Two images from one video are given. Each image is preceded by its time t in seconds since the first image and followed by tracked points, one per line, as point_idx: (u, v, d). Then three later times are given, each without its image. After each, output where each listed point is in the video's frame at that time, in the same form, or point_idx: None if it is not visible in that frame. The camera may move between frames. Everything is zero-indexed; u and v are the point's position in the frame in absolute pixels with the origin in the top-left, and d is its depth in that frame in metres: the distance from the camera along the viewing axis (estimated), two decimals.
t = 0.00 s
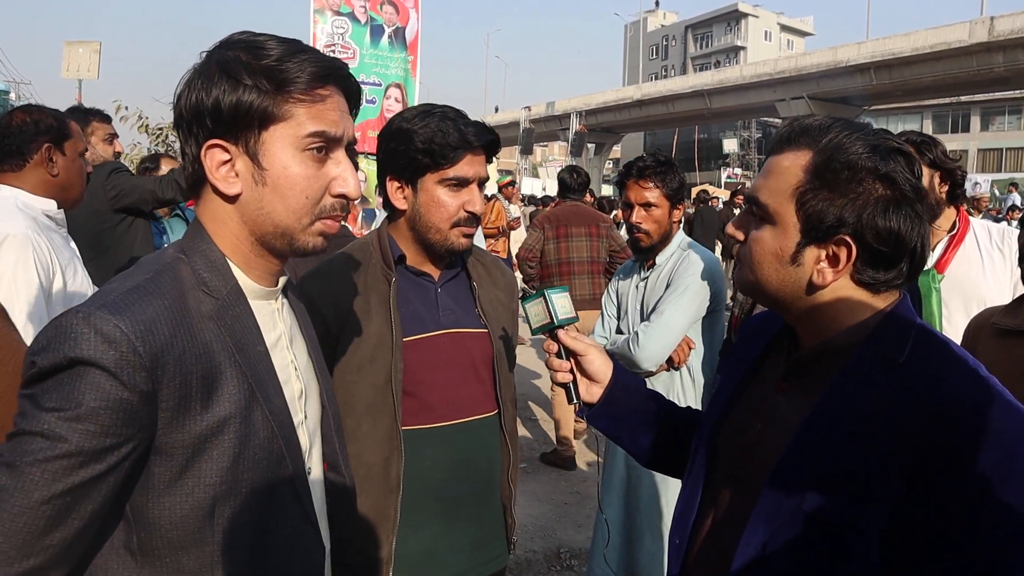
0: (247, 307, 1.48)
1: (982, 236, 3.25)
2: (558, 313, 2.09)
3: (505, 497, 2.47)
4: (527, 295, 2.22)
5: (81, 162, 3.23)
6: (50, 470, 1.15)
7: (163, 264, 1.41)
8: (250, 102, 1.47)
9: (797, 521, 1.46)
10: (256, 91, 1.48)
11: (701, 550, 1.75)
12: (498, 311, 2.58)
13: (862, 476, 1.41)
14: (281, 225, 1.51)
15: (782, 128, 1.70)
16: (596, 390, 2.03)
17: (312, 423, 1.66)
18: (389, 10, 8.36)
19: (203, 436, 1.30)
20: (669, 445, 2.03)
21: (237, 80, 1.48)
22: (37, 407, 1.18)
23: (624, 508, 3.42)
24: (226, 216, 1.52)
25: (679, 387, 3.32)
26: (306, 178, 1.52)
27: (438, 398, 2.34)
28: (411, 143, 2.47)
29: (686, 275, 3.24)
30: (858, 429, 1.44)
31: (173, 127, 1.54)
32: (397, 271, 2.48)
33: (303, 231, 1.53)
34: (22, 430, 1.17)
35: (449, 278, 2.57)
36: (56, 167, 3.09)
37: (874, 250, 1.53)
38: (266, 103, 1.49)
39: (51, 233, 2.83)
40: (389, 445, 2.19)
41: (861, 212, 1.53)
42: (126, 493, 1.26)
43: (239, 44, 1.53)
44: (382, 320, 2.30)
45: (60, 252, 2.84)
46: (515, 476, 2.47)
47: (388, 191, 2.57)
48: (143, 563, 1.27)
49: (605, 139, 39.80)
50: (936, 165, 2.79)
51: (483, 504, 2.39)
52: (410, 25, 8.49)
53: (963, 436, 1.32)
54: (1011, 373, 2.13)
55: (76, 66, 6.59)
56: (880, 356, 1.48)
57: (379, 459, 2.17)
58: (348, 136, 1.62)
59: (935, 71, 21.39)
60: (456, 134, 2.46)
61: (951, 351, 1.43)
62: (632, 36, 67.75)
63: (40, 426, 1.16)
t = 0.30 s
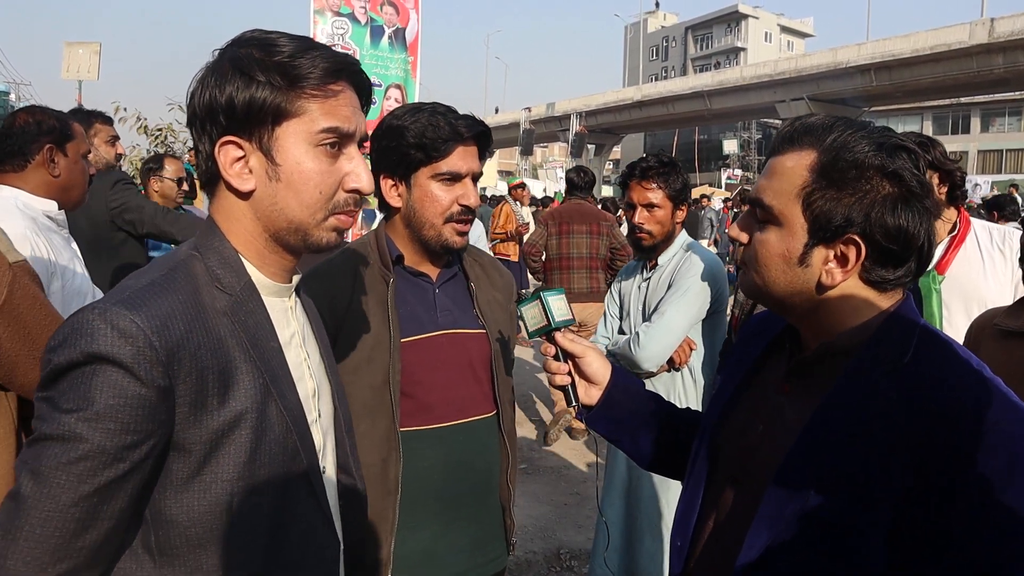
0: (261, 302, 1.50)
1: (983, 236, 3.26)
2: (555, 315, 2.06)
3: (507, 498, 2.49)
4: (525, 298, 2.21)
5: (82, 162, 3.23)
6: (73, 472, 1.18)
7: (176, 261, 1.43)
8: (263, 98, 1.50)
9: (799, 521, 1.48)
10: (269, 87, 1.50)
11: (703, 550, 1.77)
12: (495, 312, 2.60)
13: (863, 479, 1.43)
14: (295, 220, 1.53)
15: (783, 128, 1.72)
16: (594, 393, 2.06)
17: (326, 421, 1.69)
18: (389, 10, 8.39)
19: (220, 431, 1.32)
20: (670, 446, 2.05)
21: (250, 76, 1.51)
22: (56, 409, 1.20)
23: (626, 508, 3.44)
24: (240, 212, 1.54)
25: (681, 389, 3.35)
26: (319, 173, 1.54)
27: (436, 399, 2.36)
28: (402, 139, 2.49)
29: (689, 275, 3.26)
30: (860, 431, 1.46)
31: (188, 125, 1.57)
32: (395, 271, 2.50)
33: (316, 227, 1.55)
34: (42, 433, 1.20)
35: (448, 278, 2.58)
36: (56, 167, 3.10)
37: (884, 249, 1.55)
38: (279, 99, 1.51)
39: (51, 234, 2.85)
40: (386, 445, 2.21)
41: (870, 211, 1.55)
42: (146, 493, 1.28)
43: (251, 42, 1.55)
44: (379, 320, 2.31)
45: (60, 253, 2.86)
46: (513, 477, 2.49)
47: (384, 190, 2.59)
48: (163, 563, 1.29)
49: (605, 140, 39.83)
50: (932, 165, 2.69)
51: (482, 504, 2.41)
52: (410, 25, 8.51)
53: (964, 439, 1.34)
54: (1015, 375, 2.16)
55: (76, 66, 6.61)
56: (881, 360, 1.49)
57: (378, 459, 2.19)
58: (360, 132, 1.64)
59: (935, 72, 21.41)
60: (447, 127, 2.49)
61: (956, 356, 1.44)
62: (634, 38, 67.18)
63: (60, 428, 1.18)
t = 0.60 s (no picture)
0: (269, 301, 1.51)
1: (983, 237, 3.26)
2: (557, 317, 2.06)
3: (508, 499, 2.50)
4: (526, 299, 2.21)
5: (83, 162, 3.24)
6: (85, 473, 1.20)
7: (184, 261, 1.44)
8: (273, 96, 1.51)
9: (801, 521, 1.49)
10: (279, 84, 1.52)
11: (704, 550, 1.78)
12: (492, 312, 2.60)
13: (863, 479, 1.44)
14: (308, 217, 1.54)
15: (785, 128, 1.73)
16: (596, 394, 2.08)
17: (335, 419, 1.70)
18: (389, 10, 8.41)
19: (231, 432, 1.33)
20: (672, 448, 2.06)
21: (260, 74, 1.52)
22: (65, 410, 1.22)
23: (626, 509, 3.44)
24: (251, 211, 1.55)
25: (682, 390, 3.36)
26: (331, 169, 1.55)
27: (435, 400, 2.37)
28: (398, 138, 2.50)
29: (690, 276, 3.27)
30: (860, 432, 1.47)
31: (198, 124, 1.58)
32: (392, 271, 2.51)
33: (329, 224, 1.56)
34: (52, 436, 1.21)
35: (446, 278, 2.60)
36: (56, 168, 3.11)
37: (885, 250, 1.56)
38: (289, 96, 1.52)
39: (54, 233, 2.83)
40: (384, 446, 2.22)
41: (871, 212, 1.56)
42: (159, 495, 1.29)
43: (260, 39, 1.57)
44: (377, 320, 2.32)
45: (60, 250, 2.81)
46: (513, 478, 2.50)
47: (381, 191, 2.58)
48: (177, 563, 1.31)
49: (605, 140, 39.85)
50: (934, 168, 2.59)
51: (482, 504, 2.42)
52: (410, 25, 8.47)
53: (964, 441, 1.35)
54: (1015, 376, 2.17)
55: (76, 66, 6.63)
56: (883, 362, 1.50)
57: (375, 461, 2.20)
58: (370, 127, 1.66)
59: (935, 73, 21.41)
60: (442, 125, 2.49)
61: (956, 356, 1.46)
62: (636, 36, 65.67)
63: (70, 430, 1.20)
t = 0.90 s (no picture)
0: (269, 301, 1.49)
1: (982, 236, 3.26)
2: (560, 316, 2.10)
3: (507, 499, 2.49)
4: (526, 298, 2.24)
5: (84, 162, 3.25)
6: (76, 465, 1.19)
7: (183, 259, 1.43)
8: (279, 95, 1.50)
9: (804, 522, 1.49)
10: (284, 83, 1.51)
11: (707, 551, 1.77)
12: (491, 311, 2.60)
13: (864, 480, 1.43)
14: (315, 217, 1.53)
15: (790, 128, 1.72)
16: (598, 393, 2.07)
17: (337, 419, 1.68)
18: (389, 11, 8.41)
19: (226, 431, 1.32)
20: (674, 448, 2.05)
21: (265, 74, 1.51)
22: (59, 402, 1.21)
23: (626, 509, 3.43)
24: (258, 211, 1.54)
25: (682, 389, 3.36)
26: (338, 169, 1.54)
27: (433, 400, 2.35)
28: (405, 135, 2.49)
29: (690, 276, 3.27)
30: (864, 432, 1.46)
31: (204, 125, 1.58)
32: (391, 271, 2.49)
33: (336, 223, 1.56)
34: (44, 426, 1.21)
35: (444, 278, 2.58)
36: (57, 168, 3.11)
37: (885, 249, 1.55)
38: (295, 95, 1.51)
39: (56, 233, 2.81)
40: (383, 447, 2.21)
41: (872, 209, 1.55)
42: (151, 490, 1.29)
43: (266, 39, 1.56)
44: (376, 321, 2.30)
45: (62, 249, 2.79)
46: (513, 478, 2.49)
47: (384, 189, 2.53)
48: (171, 560, 1.31)
49: (603, 140, 39.84)
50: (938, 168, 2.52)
51: (482, 504, 2.41)
52: (409, 25, 8.39)
53: (968, 442, 1.34)
54: (1018, 376, 2.16)
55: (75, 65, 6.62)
56: (888, 362, 1.49)
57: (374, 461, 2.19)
58: (377, 126, 1.65)
59: (934, 73, 21.42)
60: (449, 124, 2.49)
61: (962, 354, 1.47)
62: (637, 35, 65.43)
63: (62, 421, 1.19)
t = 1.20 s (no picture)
0: (271, 303, 1.49)
1: (984, 236, 3.25)
2: (565, 313, 2.08)
3: (509, 499, 2.48)
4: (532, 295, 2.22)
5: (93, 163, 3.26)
6: (80, 474, 1.18)
7: (185, 262, 1.42)
8: (273, 94, 1.50)
9: (810, 520, 1.48)
10: (279, 82, 1.50)
11: (710, 551, 1.76)
12: (495, 312, 2.60)
13: (866, 482, 1.42)
14: (314, 214, 1.53)
15: (792, 128, 1.72)
16: (603, 391, 2.06)
17: (336, 423, 1.68)
18: (389, 11, 8.38)
19: (228, 435, 1.32)
20: (677, 449, 2.04)
21: (259, 73, 1.51)
22: (61, 411, 1.20)
23: (626, 510, 3.42)
24: (257, 211, 1.54)
25: (682, 387, 3.36)
26: (335, 165, 1.54)
27: (437, 401, 2.35)
28: (401, 138, 2.49)
29: (689, 275, 3.27)
30: (868, 434, 1.45)
31: (200, 129, 1.57)
32: (397, 271, 2.49)
33: (336, 219, 1.55)
34: (46, 436, 1.20)
35: (449, 278, 2.58)
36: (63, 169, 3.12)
37: (884, 247, 1.54)
38: (289, 93, 1.51)
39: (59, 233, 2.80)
40: (388, 447, 2.20)
41: (871, 206, 1.55)
42: (154, 498, 1.29)
43: (257, 39, 1.55)
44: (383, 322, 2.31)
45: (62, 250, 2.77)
46: (515, 478, 2.49)
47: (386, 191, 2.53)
48: (173, 565, 1.30)
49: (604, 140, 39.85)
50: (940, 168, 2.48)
51: (485, 505, 2.40)
52: (410, 26, 8.49)
53: (974, 443, 1.34)
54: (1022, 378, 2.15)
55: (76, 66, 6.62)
56: (893, 363, 1.48)
57: (380, 461, 2.18)
58: (373, 121, 1.64)
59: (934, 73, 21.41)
60: (444, 121, 2.48)
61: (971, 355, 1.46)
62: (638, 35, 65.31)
63: (64, 431, 1.18)
